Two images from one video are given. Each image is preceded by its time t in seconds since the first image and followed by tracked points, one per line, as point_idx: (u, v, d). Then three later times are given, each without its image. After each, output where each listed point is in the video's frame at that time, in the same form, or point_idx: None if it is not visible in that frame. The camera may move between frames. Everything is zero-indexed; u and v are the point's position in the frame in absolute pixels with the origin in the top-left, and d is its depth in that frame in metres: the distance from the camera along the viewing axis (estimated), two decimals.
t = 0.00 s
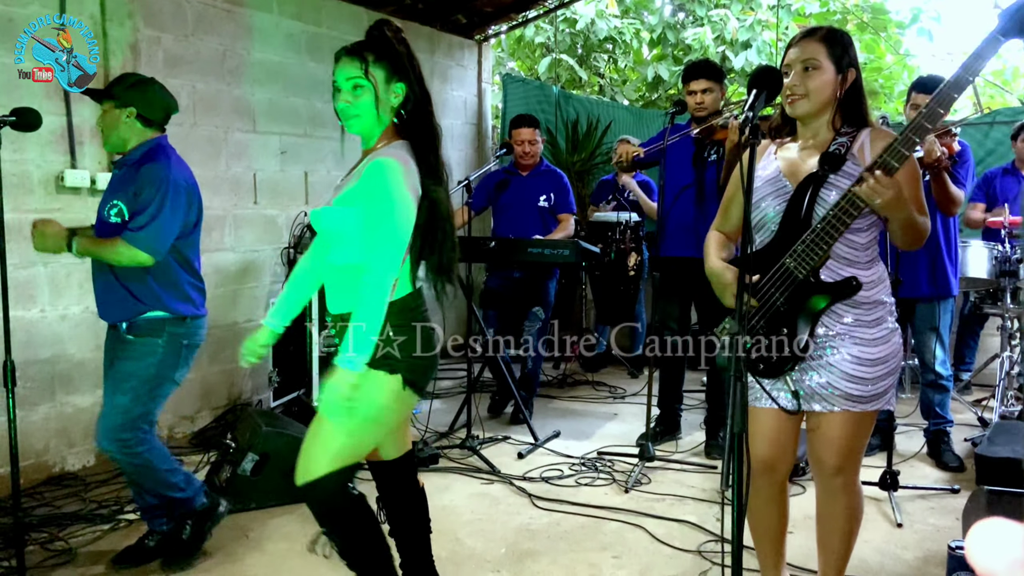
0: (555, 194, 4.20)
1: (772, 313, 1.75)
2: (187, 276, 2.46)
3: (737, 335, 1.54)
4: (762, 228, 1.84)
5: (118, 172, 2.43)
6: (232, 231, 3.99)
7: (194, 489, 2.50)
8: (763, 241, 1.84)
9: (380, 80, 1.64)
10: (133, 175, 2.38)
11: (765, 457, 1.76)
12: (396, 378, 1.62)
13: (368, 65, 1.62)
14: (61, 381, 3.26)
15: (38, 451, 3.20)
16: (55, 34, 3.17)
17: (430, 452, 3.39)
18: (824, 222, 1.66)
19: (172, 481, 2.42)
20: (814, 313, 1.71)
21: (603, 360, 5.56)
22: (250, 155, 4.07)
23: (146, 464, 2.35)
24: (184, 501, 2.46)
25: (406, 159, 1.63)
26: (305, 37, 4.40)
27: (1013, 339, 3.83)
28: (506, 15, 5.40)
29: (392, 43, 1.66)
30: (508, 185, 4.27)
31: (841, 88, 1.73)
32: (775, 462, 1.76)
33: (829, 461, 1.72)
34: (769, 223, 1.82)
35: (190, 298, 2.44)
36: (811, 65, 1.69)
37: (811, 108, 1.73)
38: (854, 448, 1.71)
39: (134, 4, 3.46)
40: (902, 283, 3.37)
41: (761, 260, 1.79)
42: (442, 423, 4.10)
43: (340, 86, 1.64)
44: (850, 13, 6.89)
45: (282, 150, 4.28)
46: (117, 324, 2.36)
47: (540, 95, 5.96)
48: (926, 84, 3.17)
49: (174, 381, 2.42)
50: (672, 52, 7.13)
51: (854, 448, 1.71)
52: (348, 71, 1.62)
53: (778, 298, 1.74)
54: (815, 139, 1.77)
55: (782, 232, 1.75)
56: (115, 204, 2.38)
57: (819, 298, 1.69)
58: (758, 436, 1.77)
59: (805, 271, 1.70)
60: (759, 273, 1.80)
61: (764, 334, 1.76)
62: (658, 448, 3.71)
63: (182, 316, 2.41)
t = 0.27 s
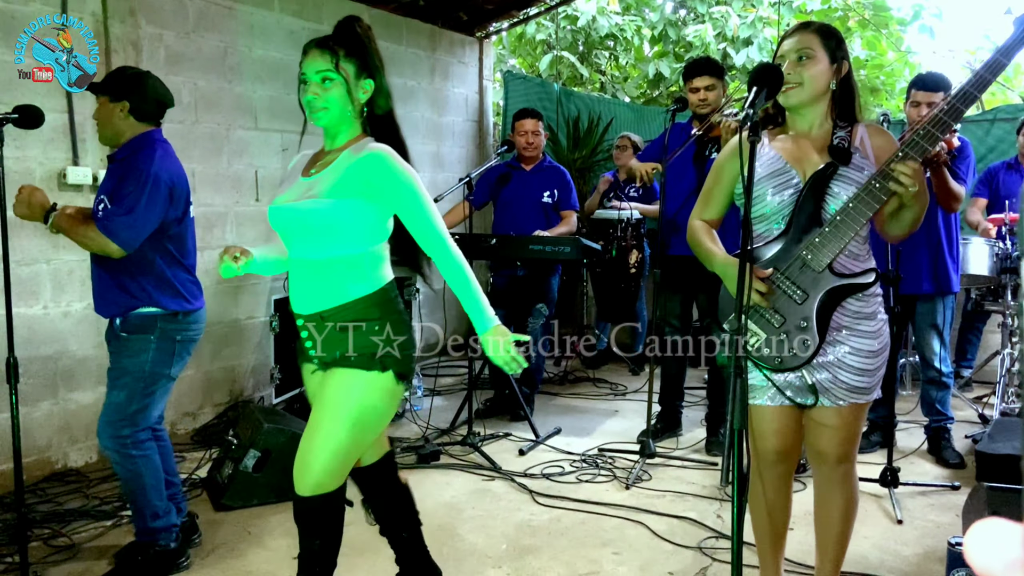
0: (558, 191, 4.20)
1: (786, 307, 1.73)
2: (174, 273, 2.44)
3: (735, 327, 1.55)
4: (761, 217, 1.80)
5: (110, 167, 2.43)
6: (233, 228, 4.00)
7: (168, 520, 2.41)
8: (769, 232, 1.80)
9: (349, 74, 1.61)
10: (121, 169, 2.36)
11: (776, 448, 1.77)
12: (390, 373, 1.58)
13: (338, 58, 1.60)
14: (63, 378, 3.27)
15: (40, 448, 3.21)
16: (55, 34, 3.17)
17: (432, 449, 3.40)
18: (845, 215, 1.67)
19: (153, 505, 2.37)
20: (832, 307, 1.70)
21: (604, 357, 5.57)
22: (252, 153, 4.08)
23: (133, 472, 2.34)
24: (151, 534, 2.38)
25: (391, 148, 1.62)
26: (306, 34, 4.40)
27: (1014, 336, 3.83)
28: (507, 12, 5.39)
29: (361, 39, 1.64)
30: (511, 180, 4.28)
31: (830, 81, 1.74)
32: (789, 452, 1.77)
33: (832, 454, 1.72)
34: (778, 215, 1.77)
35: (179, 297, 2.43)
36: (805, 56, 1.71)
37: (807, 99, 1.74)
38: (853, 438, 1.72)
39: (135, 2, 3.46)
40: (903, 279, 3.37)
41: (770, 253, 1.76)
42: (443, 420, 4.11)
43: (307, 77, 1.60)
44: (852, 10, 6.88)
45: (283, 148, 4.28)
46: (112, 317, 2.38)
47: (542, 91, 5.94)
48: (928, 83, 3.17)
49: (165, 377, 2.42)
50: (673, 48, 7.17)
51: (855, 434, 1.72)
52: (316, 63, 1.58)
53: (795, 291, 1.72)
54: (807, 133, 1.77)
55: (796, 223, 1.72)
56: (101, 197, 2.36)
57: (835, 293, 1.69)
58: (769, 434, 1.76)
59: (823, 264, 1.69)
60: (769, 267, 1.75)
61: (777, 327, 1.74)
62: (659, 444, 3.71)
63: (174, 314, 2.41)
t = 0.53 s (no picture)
0: (559, 190, 4.19)
1: (795, 314, 1.73)
2: (177, 269, 2.47)
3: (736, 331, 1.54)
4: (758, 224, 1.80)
5: (110, 169, 2.42)
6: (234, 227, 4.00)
7: (162, 513, 2.43)
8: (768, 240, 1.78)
9: (326, 68, 1.59)
10: (126, 170, 2.38)
11: (770, 448, 1.78)
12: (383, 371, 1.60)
13: (314, 55, 1.57)
14: (65, 377, 3.28)
15: (42, 447, 3.22)
16: (55, 34, 3.17)
17: (433, 449, 3.40)
18: (850, 221, 1.69)
19: (146, 501, 2.38)
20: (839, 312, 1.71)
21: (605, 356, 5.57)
22: (252, 152, 4.08)
23: (126, 469, 2.32)
24: (148, 527, 2.39)
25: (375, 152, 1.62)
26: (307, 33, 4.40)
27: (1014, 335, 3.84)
28: (507, 11, 5.38)
29: (339, 34, 1.61)
30: (512, 179, 4.29)
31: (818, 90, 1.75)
32: (784, 451, 1.78)
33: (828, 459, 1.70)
34: (783, 221, 1.75)
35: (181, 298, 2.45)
36: (794, 65, 1.71)
37: (798, 105, 1.74)
38: (851, 442, 1.70)
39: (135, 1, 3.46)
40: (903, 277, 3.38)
41: (775, 261, 1.75)
42: (444, 420, 4.11)
43: (284, 75, 1.57)
44: (852, 8, 6.88)
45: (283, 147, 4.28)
46: (111, 319, 2.39)
47: (542, 91, 5.95)
48: (926, 80, 3.17)
49: (162, 377, 2.41)
50: (673, 47, 7.16)
51: (851, 439, 1.70)
52: (293, 59, 1.56)
53: (802, 296, 1.72)
54: (795, 140, 1.78)
55: (802, 230, 1.72)
56: (108, 200, 2.39)
57: (842, 297, 1.70)
58: (765, 434, 1.77)
59: (830, 270, 1.70)
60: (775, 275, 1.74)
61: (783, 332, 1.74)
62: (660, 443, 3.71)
63: (175, 315, 2.41)
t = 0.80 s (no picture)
0: (559, 189, 4.20)
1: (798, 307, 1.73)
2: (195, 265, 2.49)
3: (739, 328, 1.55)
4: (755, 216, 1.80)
5: (123, 164, 2.39)
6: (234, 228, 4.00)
7: (193, 509, 2.45)
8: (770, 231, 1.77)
9: (312, 58, 1.43)
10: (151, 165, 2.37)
11: (775, 445, 1.78)
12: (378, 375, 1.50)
13: (300, 41, 1.41)
14: (66, 378, 3.28)
15: (44, 448, 3.22)
16: (55, 34, 3.17)
17: (434, 448, 3.41)
18: (850, 213, 1.70)
19: (180, 497, 2.41)
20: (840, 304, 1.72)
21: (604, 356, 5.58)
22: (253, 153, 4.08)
23: (161, 475, 2.36)
24: (181, 523, 2.41)
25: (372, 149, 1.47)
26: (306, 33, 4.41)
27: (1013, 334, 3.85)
28: (506, 10, 5.37)
29: (326, 21, 1.46)
30: (511, 177, 4.29)
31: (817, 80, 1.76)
32: (786, 448, 1.78)
33: (828, 451, 1.71)
34: (781, 212, 1.74)
35: (197, 293, 2.47)
36: (795, 56, 1.72)
37: (799, 98, 1.74)
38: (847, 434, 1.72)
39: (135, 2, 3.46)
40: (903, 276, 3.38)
41: (777, 253, 1.74)
42: (445, 419, 4.11)
43: (266, 63, 1.42)
44: (851, 7, 6.89)
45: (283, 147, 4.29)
46: (122, 320, 2.32)
47: (541, 90, 5.94)
48: (928, 80, 3.18)
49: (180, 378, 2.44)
50: (672, 47, 7.18)
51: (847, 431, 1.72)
52: (277, 46, 1.40)
53: (806, 289, 1.72)
54: (795, 131, 1.78)
55: (804, 222, 1.71)
56: (135, 193, 2.36)
57: (844, 289, 1.71)
58: (770, 431, 1.77)
59: (833, 262, 1.71)
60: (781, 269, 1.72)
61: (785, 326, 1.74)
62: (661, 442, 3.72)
63: (189, 314, 2.44)
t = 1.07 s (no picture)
0: (558, 190, 4.21)
1: (790, 313, 1.74)
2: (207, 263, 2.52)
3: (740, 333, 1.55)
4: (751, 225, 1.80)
5: (132, 161, 2.38)
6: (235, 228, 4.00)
7: (203, 514, 2.47)
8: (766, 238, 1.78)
9: (308, 62, 1.45)
10: (168, 163, 2.38)
11: (771, 448, 1.77)
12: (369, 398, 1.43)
13: (292, 47, 1.44)
14: (68, 378, 3.28)
15: (45, 449, 3.22)
16: (55, 35, 3.16)
17: (435, 448, 3.41)
18: (843, 221, 1.71)
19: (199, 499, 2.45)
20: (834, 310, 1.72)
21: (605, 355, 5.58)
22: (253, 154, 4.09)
23: (185, 473, 2.41)
24: (190, 527, 2.43)
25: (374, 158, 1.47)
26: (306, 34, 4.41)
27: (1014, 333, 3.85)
28: (506, 11, 5.36)
29: (325, 29, 1.49)
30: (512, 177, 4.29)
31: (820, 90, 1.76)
32: (783, 450, 1.78)
33: (831, 457, 1.70)
34: (775, 219, 1.75)
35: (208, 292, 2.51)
36: (796, 64, 1.72)
37: (799, 108, 1.74)
38: (855, 439, 1.69)
39: (135, 3, 3.46)
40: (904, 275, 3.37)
41: (771, 259, 1.75)
42: (446, 419, 4.11)
43: (262, 69, 1.45)
44: (851, 6, 6.90)
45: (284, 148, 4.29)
46: (140, 318, 2.33)
47: (541, 90, 5.96)
48: (930, 79, 3.17)
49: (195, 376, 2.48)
50: (672, 46, 7.17)
51: (856, 436, 1.69)
52: (270, 54, 1.43)
53: (797, 296, 1.73)
54: (794, 139, 1.78)
55: (797, 230, 1.72)
56: (154, 191, 2.36)
57: (838, 295, 1.72)
58: (766, 434, 1.76)
59: (825, 269, 1.72)
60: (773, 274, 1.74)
61: (777, 332, 1.75)
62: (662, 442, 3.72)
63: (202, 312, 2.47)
